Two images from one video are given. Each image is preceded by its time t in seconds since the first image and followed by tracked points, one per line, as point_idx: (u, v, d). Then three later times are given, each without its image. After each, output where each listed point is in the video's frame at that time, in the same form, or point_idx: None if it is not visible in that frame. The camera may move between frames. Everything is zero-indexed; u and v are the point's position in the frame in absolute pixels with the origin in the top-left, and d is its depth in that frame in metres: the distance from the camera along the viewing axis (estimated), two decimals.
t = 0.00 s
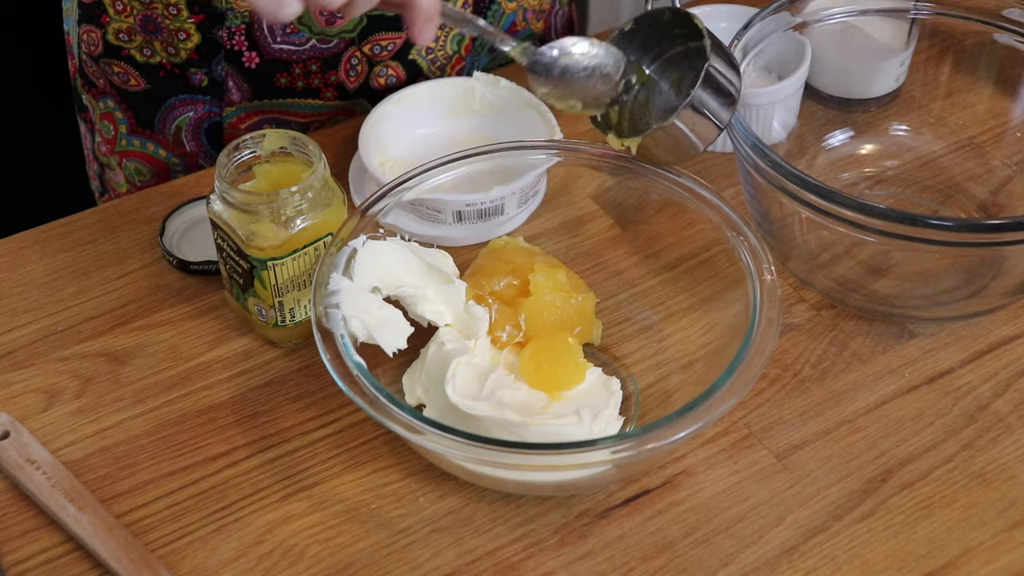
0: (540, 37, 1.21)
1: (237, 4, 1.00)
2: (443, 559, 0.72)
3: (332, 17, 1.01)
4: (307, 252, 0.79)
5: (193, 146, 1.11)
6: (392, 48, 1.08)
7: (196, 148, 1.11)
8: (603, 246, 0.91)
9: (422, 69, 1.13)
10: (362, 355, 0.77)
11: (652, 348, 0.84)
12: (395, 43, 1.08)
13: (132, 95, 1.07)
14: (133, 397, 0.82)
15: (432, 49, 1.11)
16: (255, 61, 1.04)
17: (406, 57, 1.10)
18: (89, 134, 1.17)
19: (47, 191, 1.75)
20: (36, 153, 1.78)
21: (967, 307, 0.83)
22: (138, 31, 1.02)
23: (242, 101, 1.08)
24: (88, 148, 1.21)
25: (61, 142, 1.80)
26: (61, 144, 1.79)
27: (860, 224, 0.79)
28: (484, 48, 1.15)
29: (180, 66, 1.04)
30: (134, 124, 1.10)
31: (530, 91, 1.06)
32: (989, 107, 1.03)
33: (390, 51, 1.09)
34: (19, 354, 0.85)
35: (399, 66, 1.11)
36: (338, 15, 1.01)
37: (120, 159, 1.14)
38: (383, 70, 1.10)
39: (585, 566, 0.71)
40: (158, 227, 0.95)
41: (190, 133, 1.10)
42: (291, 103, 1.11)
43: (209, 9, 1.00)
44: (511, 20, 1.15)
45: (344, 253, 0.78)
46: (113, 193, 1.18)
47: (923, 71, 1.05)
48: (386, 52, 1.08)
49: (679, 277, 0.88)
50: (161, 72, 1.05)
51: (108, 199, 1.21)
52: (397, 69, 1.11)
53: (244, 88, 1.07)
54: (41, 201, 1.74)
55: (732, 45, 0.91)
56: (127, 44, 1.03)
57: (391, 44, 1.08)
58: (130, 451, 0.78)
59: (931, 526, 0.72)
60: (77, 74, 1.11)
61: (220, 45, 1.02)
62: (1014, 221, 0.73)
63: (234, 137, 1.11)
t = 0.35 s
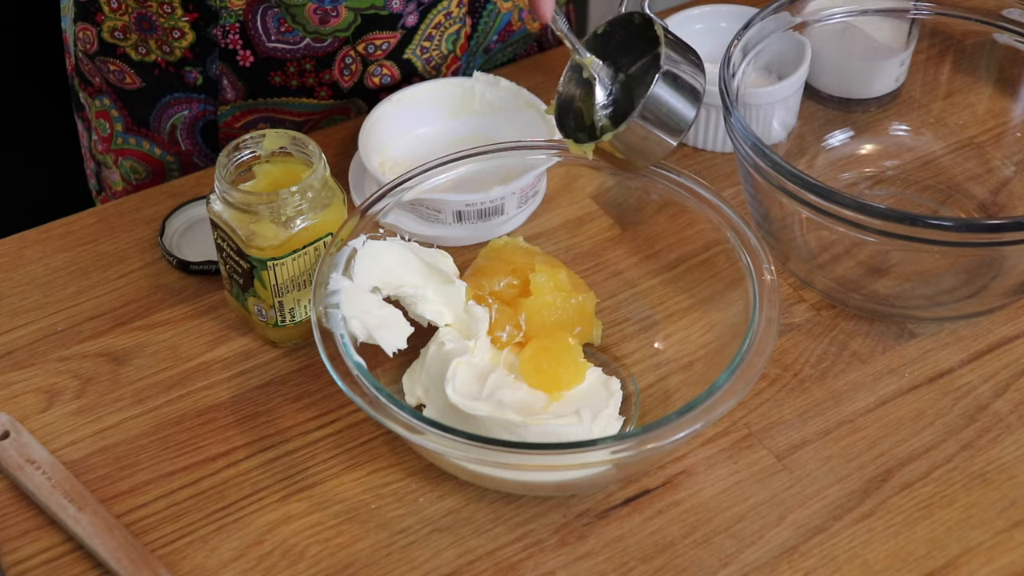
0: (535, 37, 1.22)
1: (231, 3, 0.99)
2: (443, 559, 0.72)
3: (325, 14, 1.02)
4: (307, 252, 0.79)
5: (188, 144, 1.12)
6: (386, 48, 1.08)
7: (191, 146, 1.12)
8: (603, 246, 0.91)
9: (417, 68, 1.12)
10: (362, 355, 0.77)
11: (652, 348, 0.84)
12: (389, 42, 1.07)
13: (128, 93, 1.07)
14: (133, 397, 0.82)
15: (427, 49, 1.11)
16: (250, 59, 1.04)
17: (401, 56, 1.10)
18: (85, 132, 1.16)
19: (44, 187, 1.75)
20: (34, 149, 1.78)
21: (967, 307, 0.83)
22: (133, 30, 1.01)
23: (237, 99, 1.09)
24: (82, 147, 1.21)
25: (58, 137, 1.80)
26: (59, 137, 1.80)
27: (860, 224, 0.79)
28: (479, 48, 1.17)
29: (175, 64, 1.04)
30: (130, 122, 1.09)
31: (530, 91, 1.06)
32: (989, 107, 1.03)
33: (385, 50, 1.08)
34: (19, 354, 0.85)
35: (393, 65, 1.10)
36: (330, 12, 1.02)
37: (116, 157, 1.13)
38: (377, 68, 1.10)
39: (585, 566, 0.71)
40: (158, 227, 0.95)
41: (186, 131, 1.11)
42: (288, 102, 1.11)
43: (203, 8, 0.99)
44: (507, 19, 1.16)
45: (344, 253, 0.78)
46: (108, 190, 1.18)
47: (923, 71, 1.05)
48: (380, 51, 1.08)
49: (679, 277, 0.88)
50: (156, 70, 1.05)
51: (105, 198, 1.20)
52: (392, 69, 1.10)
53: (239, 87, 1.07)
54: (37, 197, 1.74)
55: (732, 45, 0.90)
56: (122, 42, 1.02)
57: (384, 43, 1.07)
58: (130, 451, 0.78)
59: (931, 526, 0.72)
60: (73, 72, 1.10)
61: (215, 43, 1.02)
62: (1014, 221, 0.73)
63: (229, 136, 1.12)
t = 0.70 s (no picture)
0: (535, 36, 1.21)
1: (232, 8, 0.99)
2: (443, 559, 0.72)
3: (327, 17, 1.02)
4: (307, 252, 0.79)
5: (189, 149, 1.11)
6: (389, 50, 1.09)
7: (192, 150, 1.11)
8: (603, 246, 0.91)
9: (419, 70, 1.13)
10: (362, 355, 0.77)
11: (653, 348, 0.84)
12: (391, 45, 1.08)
13: (128, 99, 1.07)
14: (133, 397, 0.82)
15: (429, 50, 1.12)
16: (251, 63, 1.05)
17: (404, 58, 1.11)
18: (85, 137, 1.17)
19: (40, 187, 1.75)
20: (29, 151, 1.78)
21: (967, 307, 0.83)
22: (134, 35, 1.01)
23: (238, 103, 1.09)
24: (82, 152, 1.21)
25: (54, 136, 1.80)
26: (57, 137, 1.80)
27: (860, 224, 0.79)
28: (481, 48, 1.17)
29: (176, 69, 1.04)
30: (130, 127, 1.10)
31: (530, 91, 1.06)
32: (989, 107, 1.03)
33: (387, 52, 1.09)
34: (19, 354, 0.85)
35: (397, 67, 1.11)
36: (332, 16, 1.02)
37: (116, 162, 1.13)
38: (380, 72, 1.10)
39: (585, 566, 0.71)
40: (158, 227, 0.95)
41: (187, 136, 1.10)
42: (287, 105, 1.10)
43: (204, 13, 1.00)
44: (508, 20, 1.16)
45: (344, 252, 0.78)
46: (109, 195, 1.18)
47: (923, 71, 1.06)
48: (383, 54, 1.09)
49: (679, 277, 0.88)
50: (157, 76, 1.05)
51: (105, 202, 1.21)
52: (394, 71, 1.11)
53: (240, 91, 1.08)
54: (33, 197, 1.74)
55: (732, 45, 0.90)
56: (122, 47, 1.02)
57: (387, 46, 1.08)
58: (130, 451, 0.78)
59: (931, 526, 0.72)
60: (72, 77, 1.10)
61: (216, 48, 1.03)
62: (1014, 221, 0.73)
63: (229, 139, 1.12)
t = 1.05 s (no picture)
0: (536, 39, 1.21)
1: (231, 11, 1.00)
2: (443, 559, 0.72)
3: (327, 21, 1.02)
4: (307, 252, 0.79)
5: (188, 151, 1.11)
6: (388, 53, 1.08)
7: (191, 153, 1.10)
8: (603, 246, 0.91)
9: (417, 73, 1.13)
10: (362, 355, 0.77)
11: (652, 348, 0.84)
12: (390, 48, 1.08)
13: (127, 99, 1.06)
14: (133, 397, 0.82)
15: (427, 53, 1.11)
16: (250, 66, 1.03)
17: (403, 61, 1.10)
18: (84, 137, 1.17)
19: (35, 163, 1.77)
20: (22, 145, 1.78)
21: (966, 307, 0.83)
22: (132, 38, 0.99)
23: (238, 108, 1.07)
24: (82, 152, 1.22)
25: (51, 135, 1.80)
26: (48, 127, 1.80)
27: (860, 224, 0.79)
28: (480, 50, 1.17)
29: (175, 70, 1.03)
30: (129, 128, 1.09)
31: (530, 91, 1.06)
32: (990, 107, 1.03)
33: (387, 56, 1.09)
34: (19, 354, 0.85)
35: (395, 71, 1.11)
36: (332, 19, 1.02)
37: (115, 163, 1.13)
38: (379, 75, 1.10)
39: (585, 566, 0.71)
40: (157, 227, 0.95)
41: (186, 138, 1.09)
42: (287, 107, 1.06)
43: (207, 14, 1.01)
44: (508, 23, 1.16)
45: (344, 253, 0.78)
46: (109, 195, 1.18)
47: (923, 71, 1.05)
48: (382, 57, 1.08)
49: (679, 277, 0.88)
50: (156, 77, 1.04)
51: (104, 202, 1.21)
52: (393, 74, 1.11)
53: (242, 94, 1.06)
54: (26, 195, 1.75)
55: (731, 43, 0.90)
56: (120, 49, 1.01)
57: (386, 49, 1.08)
58: (130, 451, 0.78)
59: (931, 526, 0.72)
60: (71, 79, 1.10)
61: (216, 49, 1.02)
62: (1015, 221, 0.73)
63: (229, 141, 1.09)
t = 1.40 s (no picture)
0: (535, 37, 1.21)
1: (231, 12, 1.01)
2: (443, 559, 0.72)
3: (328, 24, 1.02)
4: (307, 252, 0.79)
5: (190, 157, 1.11)
6: (389, 55, 1.08)
7: (192, 157, 1.11)
8: (603, 246, 0.91)
9: (419, 74, 1.13)
10: (362, 355, 0.77)
11: (652, 348, 0.84)
12: (392, 49, 1.08)
13: (127, 105, 1.07)
14: (133, 397, 0.82)
15: (427, 54, 1.11)
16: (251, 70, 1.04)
17: (404, 62, 1.10)
18: (82, 144, 1.17)
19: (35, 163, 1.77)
20: (24, 142, 1.79)
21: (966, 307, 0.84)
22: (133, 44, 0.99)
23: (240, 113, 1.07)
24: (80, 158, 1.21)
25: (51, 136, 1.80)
26: (50, 123, 1.80)
27: (860, 224, 0.79)
28: (480, 50, 1.16)
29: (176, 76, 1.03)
30: (129, 135, 1.10)
31: (530, 92, 1.06)
32: (990, 107, 1.03)
33: (388, 57, 1.09)
34: (19, 354, 0.85)
35: (396, 71, 1.11)
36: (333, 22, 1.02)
37: (115, 169, 1.13)
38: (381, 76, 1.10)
39: (585, 566, 0.71)
40: (157, 227, 0.95)
41: (188, 144, 1.10)
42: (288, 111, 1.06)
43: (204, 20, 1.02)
44: (507, 22, 1.15)
45: (344, 253, 0.78)
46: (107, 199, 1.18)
47: (923, 71, 1.05)
48: (383, 59, 1.08)
49: (679, 277, 0.88)
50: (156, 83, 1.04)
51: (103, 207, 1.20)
52: (394, 75, 1.11)
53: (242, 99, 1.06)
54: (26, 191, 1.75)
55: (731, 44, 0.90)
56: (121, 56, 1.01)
57: (387, 51, 1.08)
58: (130, 451, 0.78)
59: (931, 526, 0.72)
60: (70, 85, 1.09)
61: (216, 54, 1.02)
62: (1015, 221, 0.73)
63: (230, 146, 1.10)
